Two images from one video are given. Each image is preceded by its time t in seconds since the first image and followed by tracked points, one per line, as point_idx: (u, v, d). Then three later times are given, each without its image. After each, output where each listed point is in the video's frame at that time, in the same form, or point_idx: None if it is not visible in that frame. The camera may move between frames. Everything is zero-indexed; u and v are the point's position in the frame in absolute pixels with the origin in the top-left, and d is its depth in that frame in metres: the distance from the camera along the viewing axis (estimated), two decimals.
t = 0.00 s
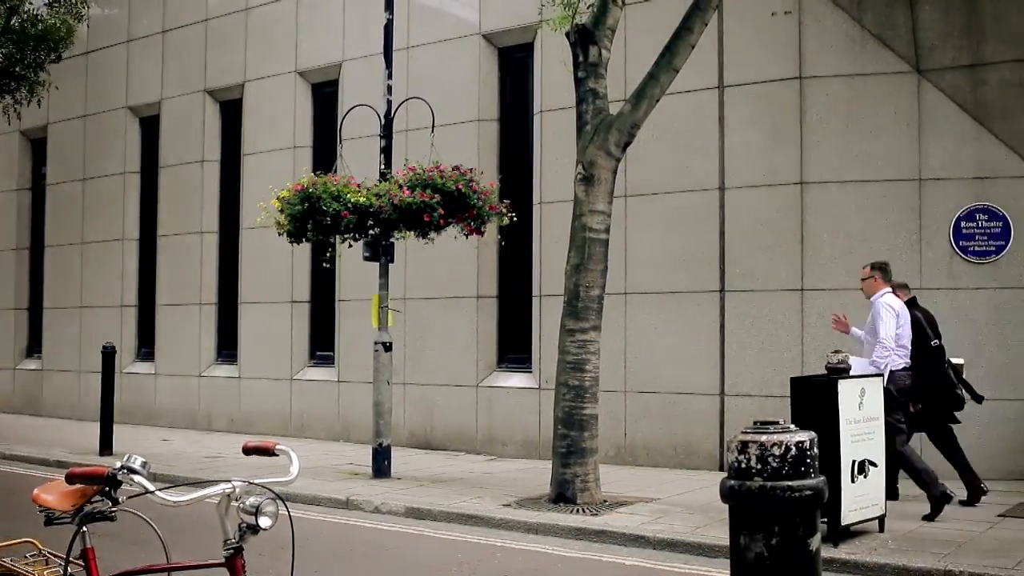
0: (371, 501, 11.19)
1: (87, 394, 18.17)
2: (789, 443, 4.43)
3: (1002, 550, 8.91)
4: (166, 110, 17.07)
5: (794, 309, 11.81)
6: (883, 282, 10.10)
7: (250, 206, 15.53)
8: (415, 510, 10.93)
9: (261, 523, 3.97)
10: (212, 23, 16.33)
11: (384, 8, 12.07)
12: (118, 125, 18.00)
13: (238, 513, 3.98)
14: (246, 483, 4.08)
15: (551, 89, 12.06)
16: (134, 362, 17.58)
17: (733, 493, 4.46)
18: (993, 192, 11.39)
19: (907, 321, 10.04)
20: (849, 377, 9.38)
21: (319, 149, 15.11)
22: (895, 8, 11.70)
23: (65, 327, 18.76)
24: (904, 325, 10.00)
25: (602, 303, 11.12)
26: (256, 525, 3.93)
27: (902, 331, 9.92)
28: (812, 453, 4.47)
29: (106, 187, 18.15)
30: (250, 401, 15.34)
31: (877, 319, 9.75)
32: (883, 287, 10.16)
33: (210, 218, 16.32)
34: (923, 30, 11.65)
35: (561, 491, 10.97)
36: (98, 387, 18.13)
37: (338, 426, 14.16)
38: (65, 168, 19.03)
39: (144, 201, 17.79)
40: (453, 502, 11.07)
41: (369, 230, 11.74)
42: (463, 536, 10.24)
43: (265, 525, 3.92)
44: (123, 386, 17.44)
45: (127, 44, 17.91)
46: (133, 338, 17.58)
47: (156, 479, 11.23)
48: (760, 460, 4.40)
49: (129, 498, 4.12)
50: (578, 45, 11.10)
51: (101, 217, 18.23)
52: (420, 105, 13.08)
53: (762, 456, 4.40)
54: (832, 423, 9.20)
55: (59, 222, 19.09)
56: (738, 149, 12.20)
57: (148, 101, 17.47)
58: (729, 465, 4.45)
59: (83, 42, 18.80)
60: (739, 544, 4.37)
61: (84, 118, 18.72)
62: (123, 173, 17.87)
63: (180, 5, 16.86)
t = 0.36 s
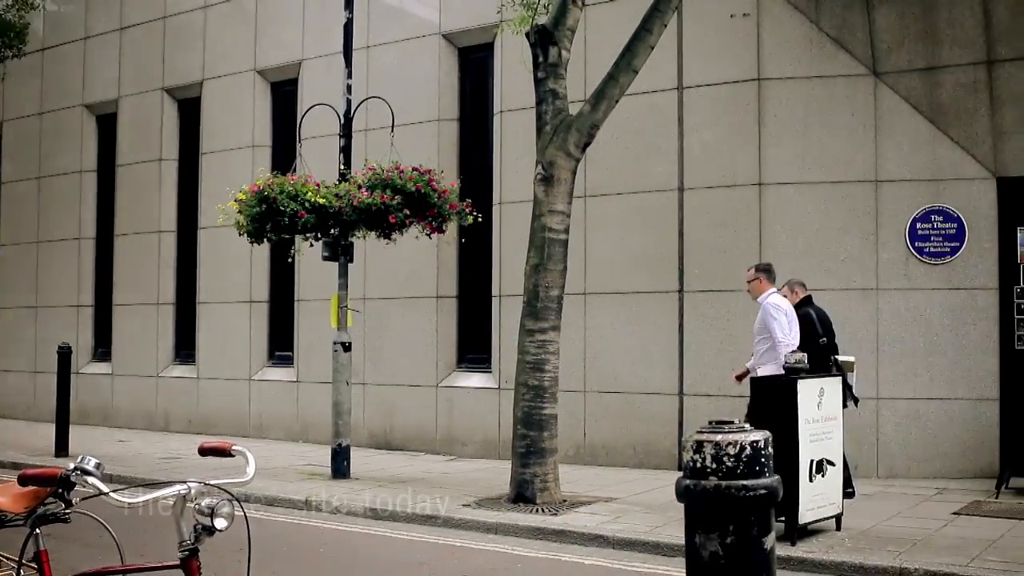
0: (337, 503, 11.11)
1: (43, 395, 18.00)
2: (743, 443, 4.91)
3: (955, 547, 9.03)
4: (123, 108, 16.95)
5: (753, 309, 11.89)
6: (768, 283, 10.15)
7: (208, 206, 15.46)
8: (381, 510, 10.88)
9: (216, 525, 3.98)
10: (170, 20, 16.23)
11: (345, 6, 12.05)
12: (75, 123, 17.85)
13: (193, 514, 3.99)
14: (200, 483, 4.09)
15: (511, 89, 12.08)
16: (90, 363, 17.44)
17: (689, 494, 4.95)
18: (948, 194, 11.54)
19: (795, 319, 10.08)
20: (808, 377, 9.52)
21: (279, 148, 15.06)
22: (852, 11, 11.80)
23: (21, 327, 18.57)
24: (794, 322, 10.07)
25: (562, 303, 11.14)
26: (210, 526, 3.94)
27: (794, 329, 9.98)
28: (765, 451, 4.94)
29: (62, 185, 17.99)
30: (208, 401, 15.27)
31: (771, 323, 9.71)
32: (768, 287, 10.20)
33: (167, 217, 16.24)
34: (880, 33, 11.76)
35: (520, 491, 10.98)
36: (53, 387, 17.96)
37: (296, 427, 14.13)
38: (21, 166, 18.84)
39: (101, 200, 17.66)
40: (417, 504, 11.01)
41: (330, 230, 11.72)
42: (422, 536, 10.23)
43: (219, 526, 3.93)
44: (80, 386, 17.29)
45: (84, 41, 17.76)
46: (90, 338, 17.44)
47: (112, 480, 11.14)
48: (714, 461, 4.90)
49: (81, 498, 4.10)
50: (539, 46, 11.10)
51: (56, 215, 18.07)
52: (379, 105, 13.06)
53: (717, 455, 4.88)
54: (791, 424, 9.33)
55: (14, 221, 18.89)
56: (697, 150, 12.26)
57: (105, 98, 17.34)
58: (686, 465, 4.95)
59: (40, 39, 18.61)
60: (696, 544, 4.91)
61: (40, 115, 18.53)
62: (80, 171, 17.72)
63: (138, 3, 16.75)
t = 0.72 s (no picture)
0: (342, 502, 11.06)
1: (5, 395, 17.86)
2: (705, 442, 5.16)
3: (915, 545, 9.10)
4: (87, 107, 16.85)
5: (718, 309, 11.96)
6: (665, 284, 10.96)
7: (173, 205, 15.41)
8: (386, 505, 10.91)
9: (180, 527, 3.93)
10: (134, 18, 16.15)
11: (311, 5, 12.04)
12: (37, 121, 17.72)
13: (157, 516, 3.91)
14: (163, 484, 4.01)
15: (476, 89, 12.10)
16: (53, 363, 17.32)
17: (652, 493, 5.21)
18: (911, 196, 11.64)
19: (692, 319, 10.89)
20: (771, 378, 9.65)
21: (244, 147, 15.04)
22: (816, 13, 11.88)
23: None
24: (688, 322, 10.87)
25: (528, 303, 11.15)
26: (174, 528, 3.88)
27: (685, 328, 10.81)
28: (728, 450, 5.21)
29: (24, 184, 17.86)
30: (173, 402, 15.20)
31: (658, 320, 10.60)
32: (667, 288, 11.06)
33: (131, 216, 16.16)
34: (844, 35, 11.82)
35: (486, 491, 10.95)
36: (16, 388, 17.82)
37: (262, 427, 14.08)
38: None
39: (63, 199, 17.55)
40: (417, 503, 10.98)
41: (296, 230, 11.71)
42: (388, 537, 10.20)
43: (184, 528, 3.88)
44: (43, 387, 17.17)
45: (47, 39, 17.64)
46: (53, 338, 17.33)
47: (75, 481, 11.06)
48: (676, 461, 5.15)
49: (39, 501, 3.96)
50: (504, 46, 11.10)
51: (19, 214, 17.94)
52: (345, 103, 13.05)
53: (679, 455, 5.13)
54: (754, 424, 9.41)
55: None
56: (663, 151, 12.32)
57: (68, 96, 17.23)
58: (648, 464, 5.20)
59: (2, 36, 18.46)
60: (660, 543, 5.16)
61: (2, 113, 18.39)
62: (43, 170, 17.60)
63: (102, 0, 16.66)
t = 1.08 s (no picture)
0: (342, 502, 10.97)
1: None
2: (666, 442, 5.19)
3: (877, 544, 9.15)
4: (49, 104, 16.74)
5: (682, 309, 12.01)
6: (570, 286, 10.88)
7: (136, 204, 15.34)
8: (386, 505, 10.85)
9: (141, 528, 3.91)
10: (97, 15, 16.05)
11: (276, 4, 12.00)
12: None
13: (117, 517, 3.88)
14: (123, 485, 3.99)
15: (441, 90, 12.13)
16: (14, 363, 17.18)
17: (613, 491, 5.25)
18: (873, 196, 11.73)
19: (593, 321, 10.81)
20: (735, 377, 9.69)
21: (208, 146, 15.00)
22: (780, 15, 11.94)
23: None
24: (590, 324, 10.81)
25: (492, 303, 11.13)
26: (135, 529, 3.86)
27: (585, 330, 10.76)
28: (689, 449, 5.25)
29: None
30: (136, 402, 15.13)
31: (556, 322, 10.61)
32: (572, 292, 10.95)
33: (93, 215, 16.06)
34: (807, 37, 11.89)
35: (450, 491, 10.91)
36: None
37: (226, 427, 14.04)
38: None
39: (25, 196, 17.42)
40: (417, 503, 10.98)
41: (259, 229, 11.68)
42: (352, 538, 10.16)
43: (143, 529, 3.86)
44: (3, 387, 17.02)
45: (8, 35, 17.49)
46: (14, 338, 17.19)
47: (35, 483, 10.92)
48: (636, 459, 5.18)
49: None
50: (469, 46, 11.07)
51: None
52: (309, 102, 13.05)
53: (641, 455, 5.16)
54: (717, 424, 9.44)
55: None
56: (627, 152, 12.37)
57: (29, 94, 17.10)
58: (610, 464, 5.23)
59: None
60: (622, 542, 5.18)
61: None
62: (4, 168, 17.47)
63: None
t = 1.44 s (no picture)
0: (329, 501, 10.96)
1: None
2: (632, 442, 5.16)
3: (844, 543, 9.20)
4: (14, 103, 16.64)
5: (650, 309, 12.06)
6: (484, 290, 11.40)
7: (103, 203, 15.27)
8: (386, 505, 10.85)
9: (104, 529, 3.97)
10: (63, 12, 15.96)
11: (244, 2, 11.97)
12: None
13: (81, 517, 3.96)
14: (87, 487, 4.06)
15: (410, 90, 12.19)
16: None
17: (579, 491, 5.20)
18: (840, 197, 11.80)
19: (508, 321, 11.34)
20: (703, 376, 9.70)
21: (175, 145, 14.96)
22: (748, 17, 11.99)
23: None
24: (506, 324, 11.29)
25: (461, 303, 11.09)
26: (98, 530, 3.93)
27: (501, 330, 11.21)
28: (654, 449, 5.21)
29: None
30: (102, 402, 15.06)
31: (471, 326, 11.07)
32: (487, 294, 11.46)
33: (59, 214, 15.98)
34: (776, 39, 11.94)
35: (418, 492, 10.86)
36: None
37: (193, 427, 14.00)
38: None
39: None
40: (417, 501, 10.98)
41: (225, 228, 11.62)
42: (320, 538, 10.12)
43: (106, 530, 3.93)
44: None
45: None
46: None
47: None
48: (602, 459, 5.14)
49: None
50: (438, 45, 11.03)
51: None
52: (278, 101, 13.07)
53: (607, 455, 5.12)
54: (685, 424, 9.45)
55: None
56: (596, 152, 12.40)
57: None
58: (576, 464, 5.18)
59: None
60: (587, 542, 5.12)
61: None
62: None
63: None
